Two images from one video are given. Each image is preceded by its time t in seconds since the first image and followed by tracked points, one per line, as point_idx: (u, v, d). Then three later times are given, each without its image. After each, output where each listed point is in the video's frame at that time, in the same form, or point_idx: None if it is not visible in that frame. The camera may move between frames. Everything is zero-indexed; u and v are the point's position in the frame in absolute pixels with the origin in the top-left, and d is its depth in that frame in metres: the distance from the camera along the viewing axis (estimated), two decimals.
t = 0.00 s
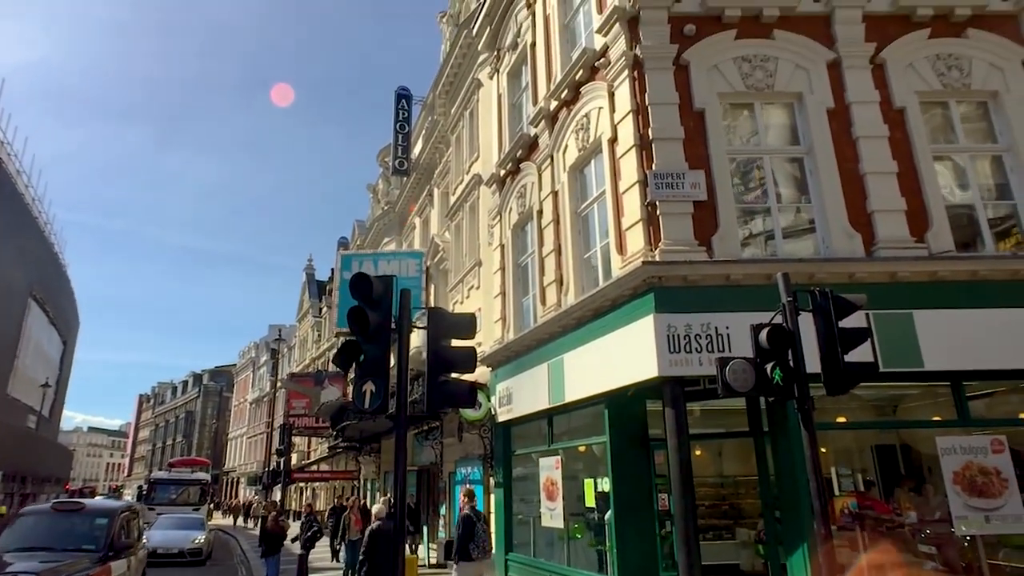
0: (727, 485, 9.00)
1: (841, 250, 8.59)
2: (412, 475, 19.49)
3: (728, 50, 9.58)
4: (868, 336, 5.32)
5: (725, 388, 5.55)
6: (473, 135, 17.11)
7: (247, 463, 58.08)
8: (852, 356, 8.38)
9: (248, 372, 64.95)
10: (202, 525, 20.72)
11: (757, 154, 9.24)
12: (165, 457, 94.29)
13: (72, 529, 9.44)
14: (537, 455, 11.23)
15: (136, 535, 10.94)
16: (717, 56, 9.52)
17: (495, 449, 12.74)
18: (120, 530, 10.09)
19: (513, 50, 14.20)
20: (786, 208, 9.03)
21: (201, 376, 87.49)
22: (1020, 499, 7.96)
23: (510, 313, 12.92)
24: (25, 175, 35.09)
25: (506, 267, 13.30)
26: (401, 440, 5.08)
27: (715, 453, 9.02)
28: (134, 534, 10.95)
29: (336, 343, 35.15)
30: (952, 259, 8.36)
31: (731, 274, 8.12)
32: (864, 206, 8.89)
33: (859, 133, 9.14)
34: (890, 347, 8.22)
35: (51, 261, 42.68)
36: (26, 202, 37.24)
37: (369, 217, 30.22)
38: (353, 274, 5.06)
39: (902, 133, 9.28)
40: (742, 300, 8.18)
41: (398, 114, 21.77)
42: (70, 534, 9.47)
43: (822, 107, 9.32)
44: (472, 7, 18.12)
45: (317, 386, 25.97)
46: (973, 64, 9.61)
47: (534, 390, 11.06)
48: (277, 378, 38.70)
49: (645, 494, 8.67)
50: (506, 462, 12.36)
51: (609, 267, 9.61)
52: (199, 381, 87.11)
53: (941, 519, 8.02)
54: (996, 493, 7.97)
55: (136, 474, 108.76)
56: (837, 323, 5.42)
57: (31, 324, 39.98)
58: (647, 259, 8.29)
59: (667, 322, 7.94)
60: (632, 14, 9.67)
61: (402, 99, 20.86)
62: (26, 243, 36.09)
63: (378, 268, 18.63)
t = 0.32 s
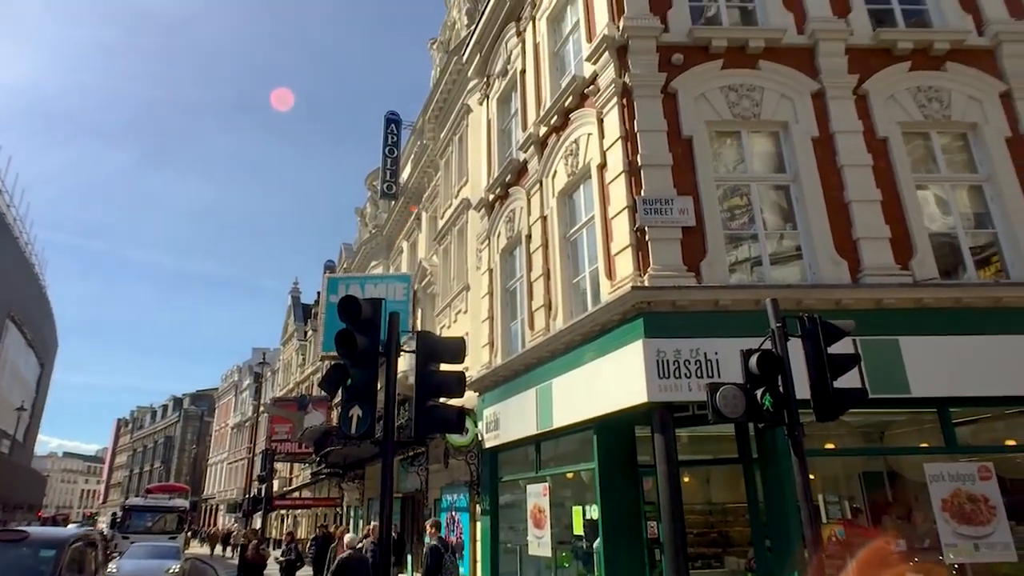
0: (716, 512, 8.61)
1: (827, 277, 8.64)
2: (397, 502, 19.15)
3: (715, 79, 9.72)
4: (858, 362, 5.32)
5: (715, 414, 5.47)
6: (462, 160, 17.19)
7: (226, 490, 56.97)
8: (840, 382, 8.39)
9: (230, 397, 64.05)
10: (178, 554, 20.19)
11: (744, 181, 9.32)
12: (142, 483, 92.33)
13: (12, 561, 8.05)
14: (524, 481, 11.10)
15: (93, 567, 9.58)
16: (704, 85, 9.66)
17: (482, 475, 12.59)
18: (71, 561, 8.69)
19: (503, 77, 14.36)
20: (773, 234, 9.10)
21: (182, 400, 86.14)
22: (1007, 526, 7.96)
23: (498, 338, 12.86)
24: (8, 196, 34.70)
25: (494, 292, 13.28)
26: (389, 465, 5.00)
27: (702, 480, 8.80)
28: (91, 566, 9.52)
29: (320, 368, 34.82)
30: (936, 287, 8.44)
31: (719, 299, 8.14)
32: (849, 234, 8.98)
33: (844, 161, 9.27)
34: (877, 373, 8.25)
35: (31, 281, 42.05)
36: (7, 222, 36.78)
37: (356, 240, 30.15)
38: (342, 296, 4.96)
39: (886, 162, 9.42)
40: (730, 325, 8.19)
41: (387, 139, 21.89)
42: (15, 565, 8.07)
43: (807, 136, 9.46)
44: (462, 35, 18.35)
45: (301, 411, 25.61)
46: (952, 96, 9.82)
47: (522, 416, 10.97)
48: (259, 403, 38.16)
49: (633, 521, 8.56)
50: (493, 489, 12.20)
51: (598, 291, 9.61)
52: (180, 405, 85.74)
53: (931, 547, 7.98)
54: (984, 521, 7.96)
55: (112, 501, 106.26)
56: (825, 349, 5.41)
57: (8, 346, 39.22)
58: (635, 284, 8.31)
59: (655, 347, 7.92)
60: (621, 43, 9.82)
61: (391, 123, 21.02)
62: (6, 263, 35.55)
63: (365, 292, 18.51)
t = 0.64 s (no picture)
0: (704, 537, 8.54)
1: (814, 300, 8.68)
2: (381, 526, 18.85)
3: (702, 104, 9.83)
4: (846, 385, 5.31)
5: (704, 436, 5.43)
6: (451, 181, 17.23)
7: (207, 513, 55.90)
8: (828, 405, 8.39)
9: (213, 418, 63.16)
10: None
11: (732, 204, 9.38)
12: (120, 507, 90.42)
13: None
14: (511, 504, 10.96)
15: None
16: (691, 109, 9.77)
17: (468, 498, 12.44)
18: None
19: (492, 99, 14.47)
20: (760, 257, 9.14)
21: (163, 422, 84.82)
22: (995, 550, 7.95)
23: (485, 359, 12.78)
24: None
25: (481, 313, 13.23)
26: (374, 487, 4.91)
27: (690, 504, 8.74)
28: None
29: (305, 388, 34.46)
30: (921, 310, 8.51)
31: (707, 321, 8.15)
32: (835, 257, 9.05)
33: (829, 186, 9.37)
34: (865, 396, 8.26)
35: (12, 299, 41.46)
36: None
37: (344, 261, 30.04)
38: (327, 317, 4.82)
39: (870, 187, 9.54)
40: (719, 347, 8.19)
41: (376, 160, 21.96)
42: None
43: (793, 161, 9.56)
44: (452, 57, 18.51)
45: (284, 432, 25.26)
46: (934, 123, 10.00)
47: (509, 438, 10.86)
48: (242, 424, 37.61)
49: (621, 546, 8.45)
50: (479, 512, 12.05)
51: (586, 312, 9.59)
52: (161, 427, 84.40)
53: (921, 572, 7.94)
54: (973, 545, 7.96)
55: (88, 525, 103.79)
56: (814, 371, 5.41)
57: None
58: (624, 305, 8.30)
59: (644, 369, 7.89)
60: (610, 67, 9.93)
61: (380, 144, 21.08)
62: None
63: (352, 312, 18.40)
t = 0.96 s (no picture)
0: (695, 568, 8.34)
1: (803, 328, 8.69)
2: (367, 556, 18.49)
3: (690, 133, 9.93)
4: (836, 415, 5.26)
5: (694, 466, 5.37)
6: (441, 207, 17.27)
7: (188, 542, 54.72)
8: (818, 435, 8.35)
9: (197, 444, 62.19)
10: None
11: (720, 232, 9.42)
12: (99, 536, 88.39)
13: None
14: (499, 535, 10.80)
15: None
16: (680, 138, 9.87)
17: (455, 527, 12.25)
18: None
19: (483, 126, 14.58)
20: (748, 284, 9.16)
21: (146, 448, 83.43)
22: None
23: (474, 386, 12.68)
24: None
25: (471, 339, 13.17)
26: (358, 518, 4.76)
27: (680, 534, 8.55)
28: None
29: (292, 415, 34.05)
30: (908, 339, 8.54)
31: (697, 349, 8.13)
32: (823, 285, 9.09)
33: (817, 215, 9.45)
34: (855, 425, 8.23)
35: None
36: None
37: (333, 286, 29.94)
38: (314, 342, 4.81)
39: (856, 216, 9.63)
40: (709, 375, 8.15)
41: (367, 185, 22.03)
42: None
43: (780, 190, 9.65)
44: (444, 85, 18.69)
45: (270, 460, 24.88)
46: (918, 154, 10.14)
47: (497, 466, 10.73)
48: (227, 452, 37.02)
49: None
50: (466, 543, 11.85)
51: (576, 340, 9.55)
52: (144, 453, 83.00)
53: None
54: None
55: (67, 554, 101.37)
56: (804, 401, 5.36)
57: None
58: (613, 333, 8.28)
59: (633, 397, 7.84)
60: (599, 96, 10.03)
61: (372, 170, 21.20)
62: None
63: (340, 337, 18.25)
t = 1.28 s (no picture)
0: None
1: (791, 356, 8.70)
2: None
3: (678, 161, 10.03)
4: (825, 444, 5.24)
5: (683, 495, 5.32)
6: (432, 232, 17.30)
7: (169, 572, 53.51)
8: (808, 464, 8.31)
9: (181, 471, 61.17)
10: None
11: (708, 260, 9.46)
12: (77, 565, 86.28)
13: None
14: (487, 566, 10.62)
15: None
16: (668, 167, 9.95)
17: (442, 557, 12.07)
18: None
19: (474, 153, 14.69)
20: (737, 312, 9.17)
21: (129, 475, 81.95)
22: None
23: (462, 413, 12.56)
24: None
25: (459, 365, 13.09)
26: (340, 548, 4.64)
27: (670, 565, 8.36)
28: None
29: (278, 441, 33.61)
30: (896, 367, 8.56)
31: (686, 376, 8.12)
32: (811, 313, 9.13)
33: (804, 243, 9.52)
34: (845, 454, 8.19)
35: None
36: None
37: (322, 311, 29.82)
38: (299, 368, 4.76)
39: (843, 244, 9.71)
40: (698, 403, 8.12)
41: (359, 210, 22.07)
42: None
43: (767, 218, 9.73)
44: (436, 112, 18.85)
45: (254, 487, 24.49)
46: (902, 184, 10.28)
47: (485, 495, 10.59)
48: (211, 479, 36.43)
49: None
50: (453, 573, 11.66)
51: (565, 366, 9.51)
52: (126, 480, 81.51)
53: None
54: None
55: None
56: (792, 430, 5.34)
57: None
58: (602, 359, 8.25)
59: (622, 425, 7.79)
60: (589, 124, 10.13)
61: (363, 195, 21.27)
62: None
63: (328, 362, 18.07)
